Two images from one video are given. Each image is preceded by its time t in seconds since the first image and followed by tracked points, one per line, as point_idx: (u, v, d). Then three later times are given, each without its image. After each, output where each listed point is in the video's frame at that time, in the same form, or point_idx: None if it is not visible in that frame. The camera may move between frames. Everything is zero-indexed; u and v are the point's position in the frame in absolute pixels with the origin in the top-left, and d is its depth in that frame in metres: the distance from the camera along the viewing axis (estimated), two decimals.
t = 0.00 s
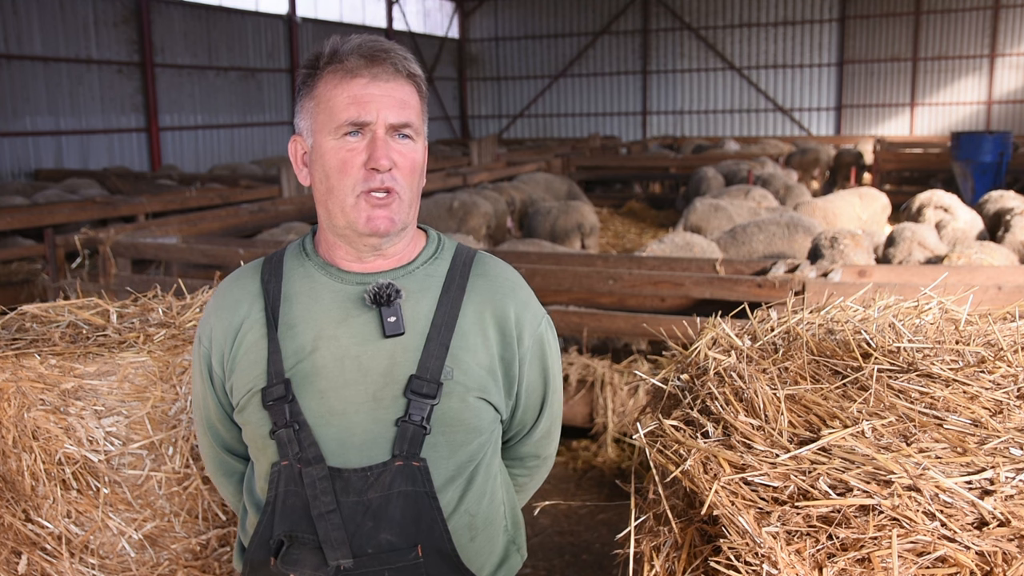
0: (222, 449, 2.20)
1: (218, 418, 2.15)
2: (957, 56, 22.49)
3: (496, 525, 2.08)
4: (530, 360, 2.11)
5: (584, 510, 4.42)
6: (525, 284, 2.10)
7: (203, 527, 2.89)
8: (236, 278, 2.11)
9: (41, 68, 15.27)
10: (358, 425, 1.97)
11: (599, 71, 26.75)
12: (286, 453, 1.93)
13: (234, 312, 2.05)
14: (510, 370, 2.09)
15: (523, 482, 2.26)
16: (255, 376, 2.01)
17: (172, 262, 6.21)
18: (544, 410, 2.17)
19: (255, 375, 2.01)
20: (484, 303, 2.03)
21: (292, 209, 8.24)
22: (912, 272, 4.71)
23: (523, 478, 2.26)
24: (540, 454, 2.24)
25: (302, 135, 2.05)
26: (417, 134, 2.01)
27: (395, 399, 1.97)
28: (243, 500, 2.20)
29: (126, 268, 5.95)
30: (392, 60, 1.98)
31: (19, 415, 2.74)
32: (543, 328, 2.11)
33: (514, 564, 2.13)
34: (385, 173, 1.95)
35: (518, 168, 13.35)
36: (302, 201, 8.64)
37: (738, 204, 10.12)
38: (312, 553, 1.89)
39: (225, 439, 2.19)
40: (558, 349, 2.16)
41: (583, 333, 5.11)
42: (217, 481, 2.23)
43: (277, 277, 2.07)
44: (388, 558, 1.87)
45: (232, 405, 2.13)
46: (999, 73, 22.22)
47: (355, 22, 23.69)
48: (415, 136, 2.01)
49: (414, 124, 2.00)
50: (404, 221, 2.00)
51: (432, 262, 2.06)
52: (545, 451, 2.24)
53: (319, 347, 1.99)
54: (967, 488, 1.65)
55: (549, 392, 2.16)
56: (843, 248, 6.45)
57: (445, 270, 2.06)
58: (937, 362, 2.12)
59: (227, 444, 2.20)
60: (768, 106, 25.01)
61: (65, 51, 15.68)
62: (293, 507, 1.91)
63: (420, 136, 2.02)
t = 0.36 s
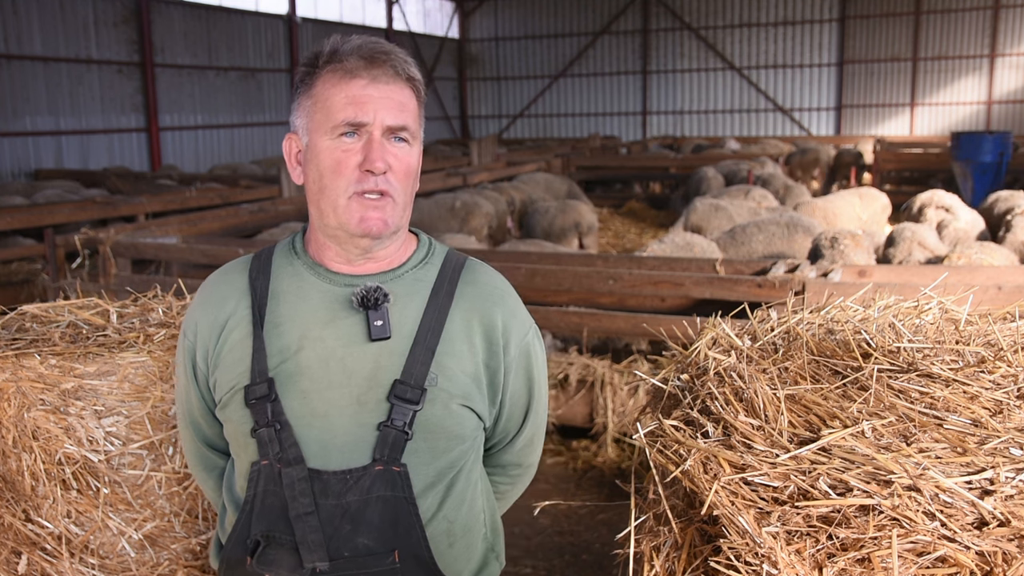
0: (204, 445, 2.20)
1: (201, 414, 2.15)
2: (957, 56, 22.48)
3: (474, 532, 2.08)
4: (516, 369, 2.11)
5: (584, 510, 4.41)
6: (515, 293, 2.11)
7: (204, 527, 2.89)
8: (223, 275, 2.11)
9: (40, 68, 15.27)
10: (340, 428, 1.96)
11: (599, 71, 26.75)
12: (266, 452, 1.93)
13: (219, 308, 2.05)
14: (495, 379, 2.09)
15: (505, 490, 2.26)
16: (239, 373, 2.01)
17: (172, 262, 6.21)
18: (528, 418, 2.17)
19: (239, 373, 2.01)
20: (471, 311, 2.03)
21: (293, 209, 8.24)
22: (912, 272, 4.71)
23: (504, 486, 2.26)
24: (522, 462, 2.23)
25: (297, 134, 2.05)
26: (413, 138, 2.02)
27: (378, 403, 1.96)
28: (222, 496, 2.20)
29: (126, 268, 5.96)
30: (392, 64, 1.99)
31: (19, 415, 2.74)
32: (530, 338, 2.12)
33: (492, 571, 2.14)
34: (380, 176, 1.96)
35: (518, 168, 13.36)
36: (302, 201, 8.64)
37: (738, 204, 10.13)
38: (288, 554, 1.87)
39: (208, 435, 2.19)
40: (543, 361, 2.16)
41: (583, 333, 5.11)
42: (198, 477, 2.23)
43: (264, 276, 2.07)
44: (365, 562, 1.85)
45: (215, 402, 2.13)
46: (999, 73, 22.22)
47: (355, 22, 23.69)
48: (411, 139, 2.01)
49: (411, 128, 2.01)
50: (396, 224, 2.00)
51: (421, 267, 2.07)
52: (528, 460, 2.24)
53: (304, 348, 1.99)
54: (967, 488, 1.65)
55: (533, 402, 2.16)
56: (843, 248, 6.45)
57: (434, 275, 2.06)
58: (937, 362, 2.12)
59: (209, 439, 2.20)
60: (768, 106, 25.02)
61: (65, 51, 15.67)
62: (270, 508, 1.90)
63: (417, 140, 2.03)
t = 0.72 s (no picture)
0: (211, 447, 2.20)
1: (207, 415, 2.15)
2: (957, 56, 22.47)
3: (484, 530, 2.09)
4: (523, 366, 2.11)
5: (584, 510, 4.41)
6: (521, 291, 2.10)
7: (203, 527, 2.89)
8: (229, 275, 2.11)
9: (40, 68, 15.27)
10: (350, 427, 1.97)
11: (599, 71, 26.75)
12: (277, 453, 1.93)
13: (225, 310, 2.05)
14: (502, 375, 2.09)
15: (512, 486, 2.26)
16: (247, 375, 2.01)
17: (172, 262, 6.21)
18: (535, 416, 2.18)
19: (248, 374, 2.01)
20: (479, 308, 2.03)
21: (293, 209, 8.24)
22: (912, 272, 4.70)
23: (511, 482, 2.26)
24: (528, 458, 2.24)
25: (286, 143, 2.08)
26: (389, 126, 2.00)
27: (388, 401, 1.97)
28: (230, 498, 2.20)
29: (126, 268, 5.96)
30: (355, 54, 1.99)
31: (19, 415, 2.74)
32: (536, 335, 2.11)
33: (503, 567, 2.14)
34: (353, 168, 1.94)
35: (518, 168, 13.36)
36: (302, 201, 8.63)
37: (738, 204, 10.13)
38: (302, 554, 1.87)
39: (215, 437, 2.19)
40: (550, 357, 2.16)
41: (583, 333, 5.11)
42: (205, 480, 2.23)
43: (271, 276, 2.07)
44: (378, 560, 1.86)
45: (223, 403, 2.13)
46: (999, 73, 22.20)
47: (355, 22, 23.69)
48: (386, 127, 2.00)
49: (384, 115, 1.99)
50: (380, 215, 1.98)
51: (426, 265, 2.06)
52: (534, 457, 2.24)
53: (312, 348, 1.99)
54: (966, 488, 1.65)
55: (540, 398, 2.16)
56: (843, 249, 6.46)
57: (440, 273, 2.06)
58: (937, 362, 2.12)
59: (216, 442, 2.21)
60: (768, 106, 25.02)
61: (65, 51, 15.67)
62: (282, 508, 1.90)
63: (393, 127, 2.01)
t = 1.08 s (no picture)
0: (233, 456, 2.21)
1: (228, 426, 2.15)
2: (957, 56, 22.46)
3: (511, 517, 2.09)
4: (537, 350, 2.11)
5: (584, 510, 4.41)
6: (528, 275, 2.10)
7: (203, 527, 2.90)
8: (239, 285, 2.10)
9: (41, 68, 15.27)
10: (369, 426, 1.97)
11: (599, 71, 26.76)
12: (300, 458, 1.93)
13: (237, 319, 2.05)
14: (516, 362, 2.09)
15: (536, 471, 2.27)
16: (264, 383, 2.01)
17: (172, 263, 6.21)
18: (551, 399, 2.17)
19: (264, 382, 2.01)
20: (489, 297, 2.03)
21: (293, 209, 8.24)
22: (912, 272, 4.70)
23: (534, 467, 2.27)
24: (550, 442, 2.24)
25: (293, 139, 2.07)
26: (404, 126, 2.01)
27: (405, 398, 1.97)
28: (258, 506, 2.21)
29: (126, 268, 5.96)
30: (371, 53, 1.99)
31: (19, 415, 2.73)
32: (548, 319, 2.11)
33: (531, 553, 2.14)
34: (371, 166, 1.95)
35: (518, 168, 13.37)
36: (302, 201, 8.63)
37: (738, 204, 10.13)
38: (333, 555, 1.88)
39: (236, 446, 2.20)
40: (563, 339, 2.16)
41: (582, 333, 5.11)
42: (231, 490, 2.24)
43: (279, 283, 2.07)
44: (408, 555, 1.87)
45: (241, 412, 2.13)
46: (999, 73, 22.19)
47: (355, 22, 23.69)
48: (402, 128, 2.01)
49: (400, 116, 2.00)
50: (395, 214, 1.98)
51: (432, 259, 2.06)
52: (555, 440, 2.24)
53: (326, 350, 1.99)
54: (967, 488, 1.65)
55: (555, 382, 2.15)
56: (844, 249, 6.46)
57: (447, 265, 2.06)
58: (936, 362, 2.12)
59: (239, 451, 2.21)
60: (768, 106, 25.02)
61: (65, 51, 15.67)
62: (309, 511, 1.90)
63: (407, 125, 2.02)
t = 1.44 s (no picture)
0: (244, 457, 2.21)
1: (239, 428, 2.15)
2: (957, 56, 22.46)
3: (523, 513, 2.08)
4: (545, 346, 2.12)
5: (584, 510, 4.41)
6: (536, 272, 2.11)
7: (203, 527, 2.92)
8: (249, 287, 2.10)
9: (41, 68, 15.26)
10: (383, 425, 1.97)
11: (599, 71, 26.76)
12: (315, 458, 1.93)
13: (247, 322, 2.05)
14: (526, 358, 2.10)
15: (544, 464, 2.26)
16: (277, 384, 2.01)
17: (172, 262, 6.22)
18: (561, 394, 2.19)
19: (277, 383, 2.01)
20: (499, 295, 2.04)
21: (292, 209, 8.24)
22: (912, 272, 4.70)
23: (542, 461, 2.26)
24: (557, 436, 2.25)
25: (303, 139, 2.06)
26: (417, 131, 2.01)
27: (418, 396, 1.98)
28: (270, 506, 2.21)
29: (126, 268, 5.96)
30: (387, 58, 1.98)
31: (19, 415, 2.73)
32: (555, 315, 2.12)
33: (543, 547, 2.12)
34: (387, 171, 1.95)
35: (518, 168, 13.37)
36: (302, 201, 8.63)
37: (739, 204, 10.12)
38: (350, 554, 1.87)
39: (247, 447, 2.20)
40: (570, 334, 2.17)
41: (582, 333, 5.11)
42: (241, 490, 2.24)
43: (289, 283, 2.07)
44: (425, 553, 1.87)
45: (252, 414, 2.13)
46: (999, 73, 22.20)
47: (355, 22, 23.68)
48: (414, 133, 2.01)
49: (414, 121, 2.00)
50: (409, 219, 1.99)
51: (441, 257, 2.06)
52: (563, 434, 2.25)
53: (338, 351, 1.99)
54: (966, 488, 1.65)
55: (564, 375, 2.17)
56: (844, 249, 6.46)
57: (455, 263, 2.06)
58: (936, 362, 2.12)
59: (250, 452, 2.21)
60: (768, 106, 25.02)
61: (66, 51, 15.67)
62: (325, 512, 1.90)
63: (420, 130, 2.02)
